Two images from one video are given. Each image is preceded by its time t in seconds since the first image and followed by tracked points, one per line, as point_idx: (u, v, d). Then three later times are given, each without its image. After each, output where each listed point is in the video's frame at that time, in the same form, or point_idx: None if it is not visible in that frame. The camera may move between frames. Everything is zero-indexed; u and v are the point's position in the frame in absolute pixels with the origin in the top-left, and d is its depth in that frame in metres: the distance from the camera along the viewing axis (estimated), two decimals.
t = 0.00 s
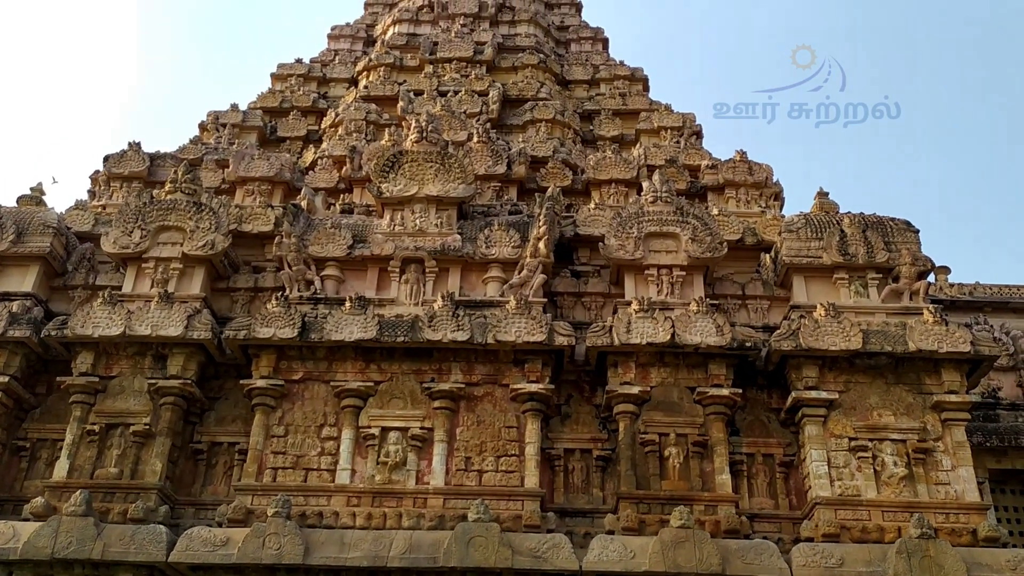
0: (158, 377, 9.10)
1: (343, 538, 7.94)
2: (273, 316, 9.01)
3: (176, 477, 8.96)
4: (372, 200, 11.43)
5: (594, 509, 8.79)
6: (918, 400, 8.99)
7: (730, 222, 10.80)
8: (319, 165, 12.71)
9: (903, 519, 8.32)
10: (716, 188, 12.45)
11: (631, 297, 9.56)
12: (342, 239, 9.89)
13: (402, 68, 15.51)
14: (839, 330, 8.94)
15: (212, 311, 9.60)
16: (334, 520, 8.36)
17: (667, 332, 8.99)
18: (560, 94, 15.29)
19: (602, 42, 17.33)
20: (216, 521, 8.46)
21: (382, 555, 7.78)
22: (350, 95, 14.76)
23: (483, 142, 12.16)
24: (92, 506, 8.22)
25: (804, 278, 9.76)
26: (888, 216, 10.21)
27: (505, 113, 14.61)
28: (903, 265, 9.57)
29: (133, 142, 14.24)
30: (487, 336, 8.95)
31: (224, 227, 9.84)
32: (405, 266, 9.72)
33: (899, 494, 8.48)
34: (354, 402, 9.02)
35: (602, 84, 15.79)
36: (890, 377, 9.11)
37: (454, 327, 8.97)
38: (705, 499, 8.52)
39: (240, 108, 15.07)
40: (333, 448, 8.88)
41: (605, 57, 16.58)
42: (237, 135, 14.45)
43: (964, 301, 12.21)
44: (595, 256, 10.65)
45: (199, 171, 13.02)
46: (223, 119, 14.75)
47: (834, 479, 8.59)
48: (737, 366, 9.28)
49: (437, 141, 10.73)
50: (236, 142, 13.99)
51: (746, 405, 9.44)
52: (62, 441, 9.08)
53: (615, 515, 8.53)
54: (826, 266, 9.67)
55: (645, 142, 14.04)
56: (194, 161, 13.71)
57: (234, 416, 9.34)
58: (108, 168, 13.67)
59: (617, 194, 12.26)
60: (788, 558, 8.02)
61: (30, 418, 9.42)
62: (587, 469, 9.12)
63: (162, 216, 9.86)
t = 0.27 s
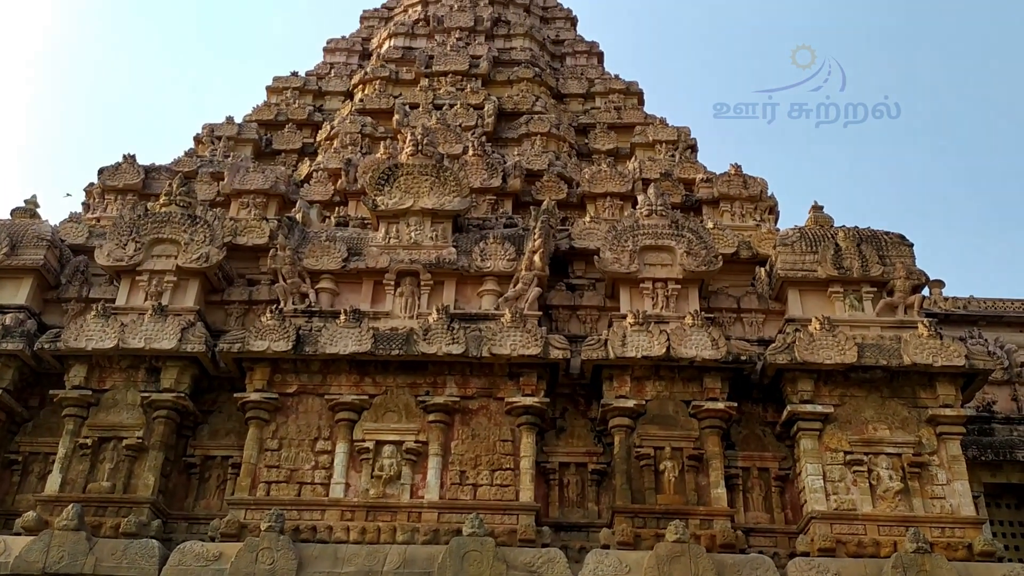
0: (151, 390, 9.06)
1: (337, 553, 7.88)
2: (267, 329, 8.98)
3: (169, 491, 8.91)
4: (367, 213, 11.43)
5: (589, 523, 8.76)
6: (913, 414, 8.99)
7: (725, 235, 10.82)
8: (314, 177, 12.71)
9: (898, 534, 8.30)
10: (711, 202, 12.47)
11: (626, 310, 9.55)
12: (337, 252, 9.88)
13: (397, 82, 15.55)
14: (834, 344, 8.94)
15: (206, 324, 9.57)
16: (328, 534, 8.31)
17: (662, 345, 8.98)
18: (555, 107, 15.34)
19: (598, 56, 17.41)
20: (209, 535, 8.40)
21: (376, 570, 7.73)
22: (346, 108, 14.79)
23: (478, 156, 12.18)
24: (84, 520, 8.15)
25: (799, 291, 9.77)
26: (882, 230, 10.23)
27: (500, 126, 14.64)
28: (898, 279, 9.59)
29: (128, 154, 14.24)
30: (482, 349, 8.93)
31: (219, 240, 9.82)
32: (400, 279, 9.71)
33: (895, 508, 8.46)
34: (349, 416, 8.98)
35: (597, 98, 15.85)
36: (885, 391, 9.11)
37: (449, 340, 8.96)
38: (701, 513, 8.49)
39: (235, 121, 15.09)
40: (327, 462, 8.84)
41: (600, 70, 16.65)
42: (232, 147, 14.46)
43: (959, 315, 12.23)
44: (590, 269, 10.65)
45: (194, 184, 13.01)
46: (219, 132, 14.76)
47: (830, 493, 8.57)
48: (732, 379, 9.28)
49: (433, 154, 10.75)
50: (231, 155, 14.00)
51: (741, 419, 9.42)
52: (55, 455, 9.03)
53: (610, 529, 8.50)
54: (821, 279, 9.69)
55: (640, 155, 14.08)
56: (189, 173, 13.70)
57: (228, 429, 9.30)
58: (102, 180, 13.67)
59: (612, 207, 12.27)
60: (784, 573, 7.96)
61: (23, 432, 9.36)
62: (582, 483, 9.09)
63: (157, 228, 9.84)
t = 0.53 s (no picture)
0: (144, 402, 9.01)
1: (330, 567, 7.82)
2: (261, 341, 8.94)
3: (162, 504, 8.84)
4: (362, 224, 11.41)
5: (585, 536, 8.71)
6: (909, 427, 8.97)
7: (720, 247, 10.82)
8: (309, 189, 12.69)
9: (894, 547, 8.27)
10: (706, 214, 12.48)
11: (621, 322, 9.54)
12: (332, 263, 9.85)
13: (393, 93, 15.57)
14: (829, 356, 8.94)
15: (200, 336, 9.53)
16: (321, 548, 8.25)
17: (657, 357, 8.97)
18: (551, 119, 15.37)
19: (593, 68, 17.46)
20: (202, 549, 8.34)
21: None
22: (341, 120, 14.79)
23: (473, 167, 12.18)
24: (76, 533, 8.06)
25: (795, 304, 9.77)
26: (877, 242, 10.24)
27: (495, 138, 14.66)
28: (893, 292, 9.59)
29: (122, 165, 14.22)
30: (477, 362, 8.91)
31: (213, 251, 9.79)
32: (395, 290, 9.69)
33: (891, 521, 8.43)
34: (343, 428, 8.94)
35: (592, 109, 15.89)
36: (881, 403, 9.10)
37: (444, 353, 8.93)
38: (696, 527, 8.45)
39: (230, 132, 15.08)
40: (321, 475, 8.79)
41: (595, 82, 16.69)
42: (227, 159, 14.45)
43: (954, 327, 12.24)
44: (585, 281, 10.64)
45: (188, 195, 12.98)
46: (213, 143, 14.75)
47: (826, 506, 8.54)
48: (728, 392, 9.26)
49: (428, 166, 10.74)
50: (225, 166, 13.98)
51: (737, 431, 9.40)
52: (46, 467, 8.96)
53: (606, 542, 8.45)
54: (816, 291, 9.69)
55: (635, 167, 14.10)
56: (184, 184, 13.68)
57: (221, 442, 9.24)
58: (96, 192, 13.64)
59: (608, 219, 12.27)
60: None
61: (14, 444, 9.29)
62: (577, 496, 9.04)
63: (151, 240, 9.81)
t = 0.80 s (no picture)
0: (136, 415, 8.97)
1: None
2: (254, 354, 8.92)
3: (153, 518, 8.78)
4: (356, 237, 11.41)
5: (579, 550, 8.68)
6: (902, 440, 8.98)
7: (714, 261, 10.84)
8: (303, 202, 12.70)
9: (889, 561, 8.26)
10: (700, 227, 12.52)
11: (615, 335, 9.54)
12: (325, 276, 9.84)
13: (387, 106, 15.60)
14: (822, 370, 8.95)
15: (193, 349, 9.50)
16: (313, 562, 8.20)
17: (651, 370, 8.97)
18: (545, 133, 15.43)
19: (587, 82, 17.54)
20: (193, 563, 8.28)
21: None
22: (336, 133, 14.81)
23: (468, 181, 12.20)
24: (67, 547, 7.99)
25: (788, 317, 9.79)
26: (870, 256, 10.28)
27: (490, 151, 14.69)
28: (885, 305, 9.62)
29: (116, 178, 14.20)
30: (471, 375, 8.90)
31: (207, 263, 9.78)
32: (389, 303, 9.68)
33: (885, 535, 8.43)
34: (336, 441, 8.90)
35: (586, 123, 15.96)
36: (874, 417, 9.11)
37: (437, 366, 8.92)
38: (690, 540, 8.42)
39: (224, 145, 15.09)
40: (314, 489, 8.75)
41: (589, 96, 16.77)
42: (221, 171, 14.45)
43: (946, 341, 12.27)
44: (579, 294, 10.65)
45: (182, 208, 12.97)
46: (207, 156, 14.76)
47: (819, 519, 8.53)
48: (721, 405, 9.27)
49: (422, 179, 10.76)
50: (220, 179, 13.97)
51: (730, 445, 9.39)
52: (37, 481, 8.90)
53: (599, 556, 8.42)
54: (809, 305, 9.71)
55: (629, 181, 14.15)
56: (178, 197, 13.67)
57: (213, 455, 9.20)
58: (89, 204, 13.62)
59: (602, 233, 12.30)
60: None
61: (5, 457, 9.23)
62: (571, 510, 9.02)
63: (144, 252, 9.79)
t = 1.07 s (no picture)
0: (127, 428, 8.92)
1: None
2: (246, 366, 8.89)
3: (143, 531, 8.72)
4: (349, 249, 11.40)
5: (571, 564, 8.65)
6: (894, 453, 8.99)
7: (706, 273, 10.87)
8: (296, 214, 12.69)
9: (881, 574, 8.25)
10: (692, 240, 12.55)
11: (608, 348, 9.55)
12: (318, 288, 9.82)
13: (380, 118, 15.63)
14: (815, 383, 8.96)
15: (184, 361, 9.46)
16: None
17: (644, 383, 8.97)
18: (538, 145, 15.47)
19: (580, 95, 17.61)
20: None
21: None
22: (329, 145, 14.83)
23: (461, 193, 12.22)
24: (56, 560, 7.92)
25: (780, 329, 9.81)
26: (862, 269, 10.31)
27: (483, 163, 14.72)
28: (877, 318, 9.65)
29: (108, 189, 14.18)
30: (463, 387, 8.88)
31: (199, 275, 9.75)
32: (382, 315, 9.67)
33: (877, 548, 8.42)
34: (327, 454, 8.87)
35: (579, 136, 16.01)
36: (867, 430, 9.12)
37: (430, 378, 8.90)
38: (683, 554, 8.40)
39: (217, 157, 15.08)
40: (305, 502, 8.70)
41: (582, 109, 16.83)
42: (213, 183, 14.44)
43: (938, 353, 12.31)
44: (572, 306, 10.66)
45: (174, 219, 12.94)
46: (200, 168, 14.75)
47: (812, 532, 8.52)
48: (714, 417, 9.27)
49: (415, 191, 10.77)
50: (212, 190, 13.96)
51: (723, 457, 9.39)
52: (26, 494, 8.83)
53: (592, 569, 8.39)
54: (801, 317, 9.73)
55: (622, 193, 14.19)
56: (170, 208, 13.66)
57: (204, 468, 9.15)
58: (81, 215, 13.59)
59: (594, 245, 12.32)
60: None
61: None
62: (563, 523, 8.99)
63: (136, 263, 9.76)
